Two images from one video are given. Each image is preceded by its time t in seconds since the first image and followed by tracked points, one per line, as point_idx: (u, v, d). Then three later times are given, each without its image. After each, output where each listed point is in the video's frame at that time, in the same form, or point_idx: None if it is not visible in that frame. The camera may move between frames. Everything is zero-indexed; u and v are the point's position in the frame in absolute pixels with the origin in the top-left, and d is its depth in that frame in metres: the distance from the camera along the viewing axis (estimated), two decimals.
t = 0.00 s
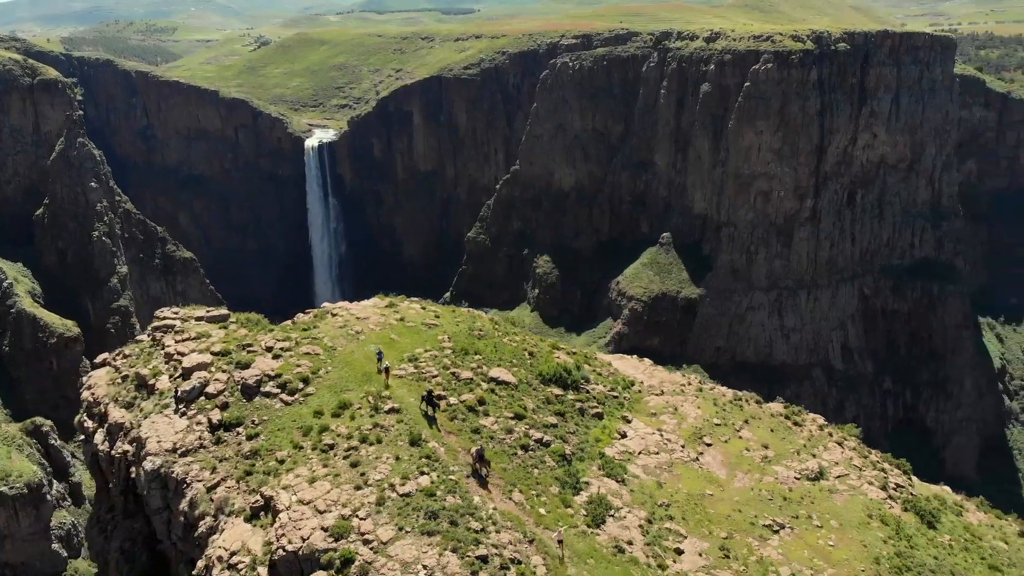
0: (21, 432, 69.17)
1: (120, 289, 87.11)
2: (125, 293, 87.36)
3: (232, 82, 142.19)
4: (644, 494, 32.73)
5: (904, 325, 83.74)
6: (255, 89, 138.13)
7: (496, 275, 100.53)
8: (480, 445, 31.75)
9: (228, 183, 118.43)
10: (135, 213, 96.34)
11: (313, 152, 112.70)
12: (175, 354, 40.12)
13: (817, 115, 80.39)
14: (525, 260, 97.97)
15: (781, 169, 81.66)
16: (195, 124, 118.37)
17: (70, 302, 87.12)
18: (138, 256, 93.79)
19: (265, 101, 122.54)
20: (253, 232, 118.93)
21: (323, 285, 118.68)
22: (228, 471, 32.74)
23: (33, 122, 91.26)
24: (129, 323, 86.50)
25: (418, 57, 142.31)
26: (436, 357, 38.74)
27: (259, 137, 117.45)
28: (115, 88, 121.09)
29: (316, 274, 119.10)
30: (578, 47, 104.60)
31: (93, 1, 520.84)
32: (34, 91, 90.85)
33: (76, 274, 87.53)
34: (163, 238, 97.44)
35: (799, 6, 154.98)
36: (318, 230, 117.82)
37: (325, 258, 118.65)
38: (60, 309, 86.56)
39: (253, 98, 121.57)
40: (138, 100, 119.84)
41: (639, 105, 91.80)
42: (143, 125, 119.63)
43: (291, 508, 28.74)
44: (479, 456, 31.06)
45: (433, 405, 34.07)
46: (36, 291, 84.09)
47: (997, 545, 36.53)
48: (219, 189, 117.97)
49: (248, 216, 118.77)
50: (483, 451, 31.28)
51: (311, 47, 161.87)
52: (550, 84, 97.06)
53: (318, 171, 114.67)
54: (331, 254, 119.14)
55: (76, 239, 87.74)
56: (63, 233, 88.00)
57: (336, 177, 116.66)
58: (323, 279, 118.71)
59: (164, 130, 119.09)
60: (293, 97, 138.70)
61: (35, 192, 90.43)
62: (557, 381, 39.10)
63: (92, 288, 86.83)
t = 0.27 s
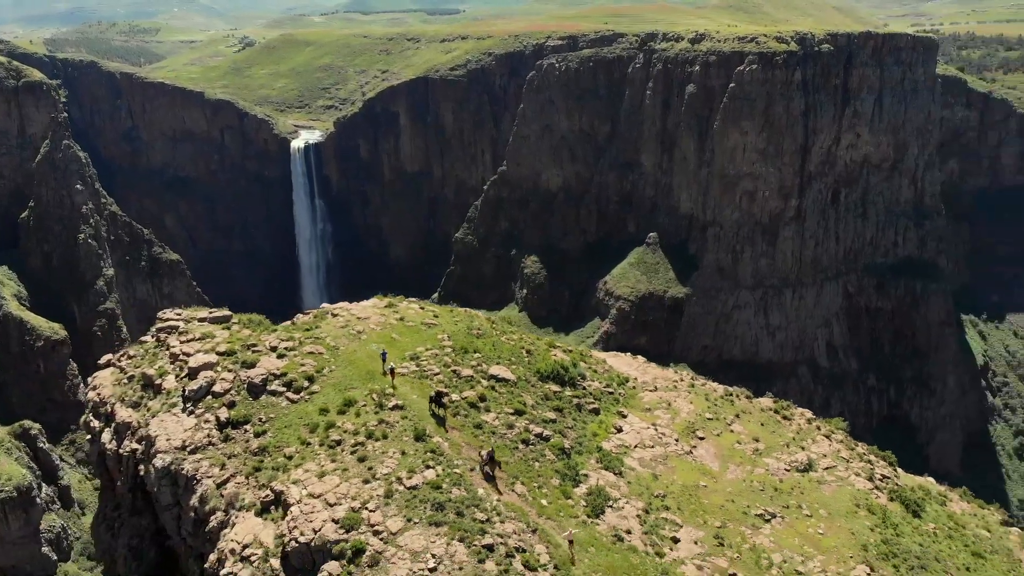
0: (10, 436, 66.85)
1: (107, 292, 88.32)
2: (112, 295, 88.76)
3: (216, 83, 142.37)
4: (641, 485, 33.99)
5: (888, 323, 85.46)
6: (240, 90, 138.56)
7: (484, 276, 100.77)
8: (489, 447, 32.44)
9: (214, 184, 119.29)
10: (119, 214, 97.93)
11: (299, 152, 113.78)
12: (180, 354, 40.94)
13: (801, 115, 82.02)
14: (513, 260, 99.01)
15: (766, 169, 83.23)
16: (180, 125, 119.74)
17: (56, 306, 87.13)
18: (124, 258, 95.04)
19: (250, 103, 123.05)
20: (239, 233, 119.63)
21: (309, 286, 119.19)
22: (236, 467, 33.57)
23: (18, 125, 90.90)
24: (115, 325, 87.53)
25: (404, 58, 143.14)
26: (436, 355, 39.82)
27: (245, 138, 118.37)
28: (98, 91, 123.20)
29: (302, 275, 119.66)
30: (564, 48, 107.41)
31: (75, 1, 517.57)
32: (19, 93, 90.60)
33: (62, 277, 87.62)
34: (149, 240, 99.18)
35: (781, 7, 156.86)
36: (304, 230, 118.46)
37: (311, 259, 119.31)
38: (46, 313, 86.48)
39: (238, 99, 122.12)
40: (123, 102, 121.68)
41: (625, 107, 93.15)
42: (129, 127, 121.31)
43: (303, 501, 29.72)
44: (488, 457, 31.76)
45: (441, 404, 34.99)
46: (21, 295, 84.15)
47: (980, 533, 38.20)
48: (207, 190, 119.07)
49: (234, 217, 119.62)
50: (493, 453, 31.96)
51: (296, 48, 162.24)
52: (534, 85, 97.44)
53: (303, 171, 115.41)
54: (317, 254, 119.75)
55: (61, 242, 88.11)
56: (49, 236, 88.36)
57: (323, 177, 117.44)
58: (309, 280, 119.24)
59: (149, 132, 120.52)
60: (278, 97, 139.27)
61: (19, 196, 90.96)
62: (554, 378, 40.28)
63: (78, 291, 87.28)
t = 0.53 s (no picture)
0: None
1: (93, 294, 88.93)
2: (97, 298, 89.18)
3: (200, 83, 142.49)
4: (637, 476, 35.28)
5: (872, 321, 87.43)
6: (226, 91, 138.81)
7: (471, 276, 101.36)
8: (500, 449, 33.13)
9: (199, 184, 119.97)
10: (106, 215, 97.55)
11: (286, 153, 115.21)
12: (185, 354, 41.78)
13: (785, 116, 83.61)
14: (500, 260, 100.07)
15: (751, 169, 84.65)
16: (164, 126, 120.51)
17: (41, 307, 88.07)
18: (110, 260, 95.33)
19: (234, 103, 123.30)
20: (225, 234, 120.52)
21: (295, 286, 120.14)
22: (244, 462, 34.49)
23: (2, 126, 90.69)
24: (101, 327, 88.64)
25: (390, 58, 143.81)
26: (436, 353, 40.94)
27: (230, 139, 119.05)
28: (83, 91, 124.30)
29: (288, 275, 120.69)
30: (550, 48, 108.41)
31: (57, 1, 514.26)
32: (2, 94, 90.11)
33: (47, 279, 88.40)
34: (136, 241, 99.27)
35: (765, 7, 158.66)
36: (290, 231, 119.54)
37: (297, 260, 120.37)
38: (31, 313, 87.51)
39: (223, 100, 122.44)
40: (107, 103, 122.59)
41: (611, 107, 94.48)
42: (113, 128, 122.22)
43: (312, 494, 30.72)
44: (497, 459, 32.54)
45: (447, 402, 36.07)
46: (7, 297, 84.84)
47: (964, 521, 39.76)
48: (191, 190, 119.64)
49: (219, 217, 120.47)
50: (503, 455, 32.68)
51: (282, 49, 162.47)
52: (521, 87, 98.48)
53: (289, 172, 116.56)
54: (302, 255, 120.78)
55: (46, 244, 88.46)
56: (34, 237, 88.62)
57: (309, 178, 118.35)
58: (294, 281, 120.17)
59: (134, 133, 121.35)
60: (262, 98, 139.69)
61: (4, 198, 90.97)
62: (551, 374, 41.48)
63: (65, 292, 88.03)
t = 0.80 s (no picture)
0: None
1: (79, 297, 89.03)
2: (83, 301, 89.22)
3: (185, 84, 142.62)
4: (634, 468, 36.54)
5: (856, 320, 89.15)
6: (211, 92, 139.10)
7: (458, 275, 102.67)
8: (509, 451, 34.00)
9: (186, 187, 120.41)
10: (92, 217, 98.12)
11: (271, 155, 115.51)
12: (190, 354, 42.63)
13: (769, 116, 85.46)
14: (488, 260, 101.13)
15: (736, 169, 86.21)
16: (149, 128, 120.17)
17: (26, 310, 88.13)
18: (96, 262, 96.38)
19: (218, 105, 123.66)
20: (212, 235, 122.10)
21: (280, 287, 121.38)
22: (252, 458, 35.41)
23: None
24: (88, 330, 88.64)
25: (377, 59, 144.39)
26: (437, 351, 42.05)
27: (217, 142, 119.46)
28: (64, 88, 122.61)
29: (274, 276, 121.95)
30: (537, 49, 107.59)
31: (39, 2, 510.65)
32: None
33: (32, 282, 88.68)
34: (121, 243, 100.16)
35: (749, 8, 160.37)
36: (276, 232, 120.58)
37: (283, 261, 121.62)
38: (16, 316, 87.25)
39: (206, 102, 122.83)
40: (92, 104, 121.14)
41: (597, 108, 95.78)
42: (97, 129, 121.24)
43: (322, 488, 31.74)
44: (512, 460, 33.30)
45: (456, 404, 36.91)
46: None
47: (948, 510, 41.23)
48: (177, 191, 120.15)
49: (206, 219, 121.71)
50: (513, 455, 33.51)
51: (267, 50, 162.77)
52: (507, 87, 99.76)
53: (275, 173, 117.15)
54: (289, 255, 121.90)
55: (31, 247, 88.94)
56: (19, 239, 88.96)
57: (296, 179, 119.06)
58: (281, 281, 121.52)
59: (119, 133, 120.64)
60: (246, 99, 140.13)
61: None
62: (548, 371, 42.70)
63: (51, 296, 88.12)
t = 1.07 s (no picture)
0: None
1: (65, 300, 89.13)
2: (69, 304, 89.37)
3: (168, 85, 142.54)
4: (630, 460, 37.82)
5: (840, 317, 90.99)
6: (195, 93, 139.23)
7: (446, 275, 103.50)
8: (519, 451, 34.84)
9: (170, 189, 120.62)
10: (77, 219, 99.01)
11: (257, 156, 116.24)
12: (194, 353, 43.28)
13: (754, 117, 86.93)
14: (476, 260, 102.12)
15: (721, 168, 87.72)
16: (133, 130, 120.48)
17: (11, 312, 87.58)
18: (83, 264, 97.27)
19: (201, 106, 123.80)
20: (197, 237, 121.91)
21: (266, 286, 122.81)
22: (259, 454, 36.31)
23: None
24: (74, 332, 88.43)
25: (362, 59, 144.91)
26: (437, 348, 43.15)
27: (202, 143, 119.76)
28: (46, 91, 121.36)
29: (260, 275, 123.31)
30: (523, 49, 107.92)
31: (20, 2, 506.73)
32: None
33: (17, 285, 88.38)
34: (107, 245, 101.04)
35: (732, 8, 161.98)
36: (262, 232, 121.75)
37: (270, 260, 123.05)
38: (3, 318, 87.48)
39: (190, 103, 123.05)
40: (75, 105, 120.79)
41: (583, 109, 96.99)
42: (81, 130, 121.05)
43: (330, 481, 32.76)
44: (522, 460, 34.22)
45: (462, 404, 37.81)
46: None
47: (932, 498, 42.75)
48: (163, 192, 120.36)
49: (191, 220, 121.56)
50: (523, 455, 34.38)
51: (251, 50, 162.86)
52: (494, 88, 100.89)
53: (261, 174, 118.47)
54: (275, 255, 123.33)
55: (17, 249, 88.53)
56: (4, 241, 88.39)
57: (283, 179, 120.24)
58: (266, 281, 122.83)
59: (102, 135, 120.71)
60: (230, 99, 140.29)
61: None
62: (545, 367, 43.89)
63: (37, 299, 87.97)
